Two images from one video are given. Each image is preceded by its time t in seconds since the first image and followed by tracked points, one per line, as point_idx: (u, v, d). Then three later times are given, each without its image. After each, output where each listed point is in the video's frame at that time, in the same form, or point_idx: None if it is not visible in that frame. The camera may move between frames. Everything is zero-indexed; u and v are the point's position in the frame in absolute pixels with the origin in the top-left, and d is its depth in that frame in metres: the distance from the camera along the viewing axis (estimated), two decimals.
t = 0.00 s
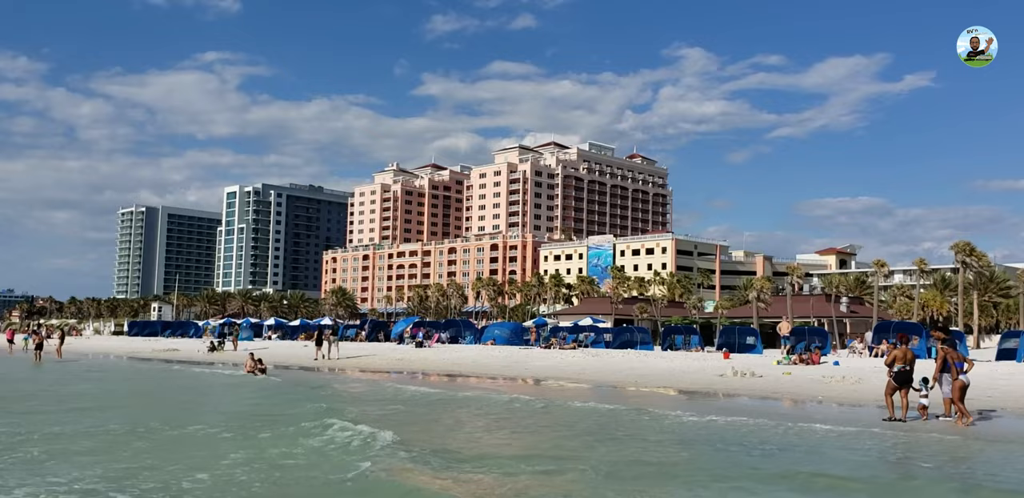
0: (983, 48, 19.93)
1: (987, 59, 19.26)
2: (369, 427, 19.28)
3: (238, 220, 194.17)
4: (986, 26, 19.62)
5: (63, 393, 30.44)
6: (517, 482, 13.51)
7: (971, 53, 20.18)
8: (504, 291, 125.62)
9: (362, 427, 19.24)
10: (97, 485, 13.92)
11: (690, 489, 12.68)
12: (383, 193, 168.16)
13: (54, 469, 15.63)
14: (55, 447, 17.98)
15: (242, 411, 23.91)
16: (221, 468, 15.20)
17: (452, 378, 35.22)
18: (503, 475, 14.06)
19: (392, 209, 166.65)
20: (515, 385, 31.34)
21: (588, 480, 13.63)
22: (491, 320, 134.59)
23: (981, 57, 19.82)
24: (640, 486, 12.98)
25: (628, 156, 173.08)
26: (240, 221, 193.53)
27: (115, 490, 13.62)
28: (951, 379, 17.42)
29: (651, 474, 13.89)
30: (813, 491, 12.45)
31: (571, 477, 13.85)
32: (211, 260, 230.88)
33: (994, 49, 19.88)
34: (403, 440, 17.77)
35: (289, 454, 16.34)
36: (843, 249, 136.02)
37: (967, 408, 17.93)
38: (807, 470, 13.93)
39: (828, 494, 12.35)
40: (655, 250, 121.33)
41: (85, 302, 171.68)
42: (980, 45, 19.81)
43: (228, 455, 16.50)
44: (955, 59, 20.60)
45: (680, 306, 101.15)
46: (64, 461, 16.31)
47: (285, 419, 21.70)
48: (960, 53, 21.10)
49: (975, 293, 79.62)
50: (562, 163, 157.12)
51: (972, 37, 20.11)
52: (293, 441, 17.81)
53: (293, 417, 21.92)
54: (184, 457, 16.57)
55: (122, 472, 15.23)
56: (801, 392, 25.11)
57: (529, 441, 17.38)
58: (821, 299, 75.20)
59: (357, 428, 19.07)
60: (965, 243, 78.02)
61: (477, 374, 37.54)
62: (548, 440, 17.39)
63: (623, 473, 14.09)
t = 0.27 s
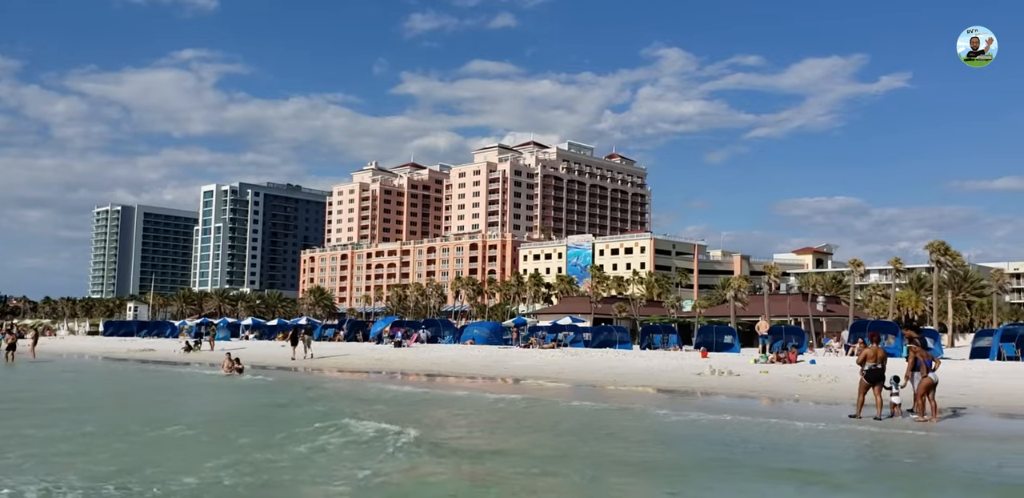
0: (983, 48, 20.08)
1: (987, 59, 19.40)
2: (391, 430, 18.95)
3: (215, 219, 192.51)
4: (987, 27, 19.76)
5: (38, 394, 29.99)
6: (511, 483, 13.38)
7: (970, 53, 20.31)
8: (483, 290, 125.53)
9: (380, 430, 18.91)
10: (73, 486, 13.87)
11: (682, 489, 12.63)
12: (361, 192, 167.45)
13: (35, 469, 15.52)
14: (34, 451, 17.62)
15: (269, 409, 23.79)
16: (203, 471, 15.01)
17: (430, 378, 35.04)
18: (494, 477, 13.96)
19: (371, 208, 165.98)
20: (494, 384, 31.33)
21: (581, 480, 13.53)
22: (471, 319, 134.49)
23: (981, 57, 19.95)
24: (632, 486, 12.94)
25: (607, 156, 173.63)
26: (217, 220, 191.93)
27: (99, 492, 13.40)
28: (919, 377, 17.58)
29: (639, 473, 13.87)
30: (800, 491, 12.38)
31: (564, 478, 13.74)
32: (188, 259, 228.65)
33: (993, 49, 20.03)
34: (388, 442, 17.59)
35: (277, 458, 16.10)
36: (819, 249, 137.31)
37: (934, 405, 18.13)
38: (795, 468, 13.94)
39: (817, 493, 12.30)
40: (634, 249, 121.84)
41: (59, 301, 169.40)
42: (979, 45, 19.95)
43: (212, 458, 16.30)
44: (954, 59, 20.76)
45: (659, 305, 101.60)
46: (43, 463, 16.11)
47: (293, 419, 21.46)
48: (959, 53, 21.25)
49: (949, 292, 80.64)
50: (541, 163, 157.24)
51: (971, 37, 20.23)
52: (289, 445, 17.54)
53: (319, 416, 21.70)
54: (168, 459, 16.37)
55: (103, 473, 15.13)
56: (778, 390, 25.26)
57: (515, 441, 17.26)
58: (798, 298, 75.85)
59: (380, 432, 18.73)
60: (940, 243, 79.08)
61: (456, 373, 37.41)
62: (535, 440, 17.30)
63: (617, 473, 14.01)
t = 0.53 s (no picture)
0: (983, 48, 19.85)
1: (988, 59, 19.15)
2: (416, 430, 18.69)
3: (200, 218, 191.41)
4: (987, 26, 19.51)
5: (22, 395, 29.70)
6: (505, 484, 13.31)
7: (970, 53, 20.07)
8: (470, 290, 125.53)
9: (401, 431, 18.66)
10: (61, 487, 13.87)
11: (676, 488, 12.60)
12: (347, 192, 166.96)
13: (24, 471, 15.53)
14: (21, 455, 17.40)
15: (306, 407, 23.91)
16: (192, 474, 14.91)
17: (417, 378, 34.97)
18: (487, 478, 13.86)
19: (357, 208, 165.52)
20: (481, 385, 31.31)
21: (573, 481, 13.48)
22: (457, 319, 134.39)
23: (981, 58, 19.72)
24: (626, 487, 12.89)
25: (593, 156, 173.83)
26: (202, 220, 190.84)
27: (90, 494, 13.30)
28: (893, 376, 17.64)
29: (633, 473, 13.85)
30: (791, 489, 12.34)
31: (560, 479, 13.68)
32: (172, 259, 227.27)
33: (994, 49, 19.79)
34: (380, 443, 17.45)
35: (270, 461, 15.96)
36: (805, 249, 138.01)
37: (912, 404, 18.20)
38: (790, 467, 13.94)
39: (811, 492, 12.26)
40: (621, 249, 122.09)
41: (42, 302, 167.98)
42: (980, 44, 19.72)
43: (204, 461, 16.17)
44: (953, 59, 20.43)
45: (645, 305, 101.86)
46: (29, 466, 15.99)
47: (305, 419, 21.31)
48: (960, 54, 20.93)
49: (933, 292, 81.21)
50: (528, 163, 157.22)
51: (971, 37, 19.99)
52: (288, 447, 17.35)
53: (347, 416, 21.52)
54: (161, 461, 16.28)
55: (95, 475, 15.14)
56: (764, 390, 25.38)
57: (506, 442, 17.20)
58: (783, 298, 76.20)
59: (408, 432, 18.45)
60: (924, 243, 79.68)
61: (443, 373, 37.36)
62: (526, 441, 17.24)
63: (611, 473, 13.96)
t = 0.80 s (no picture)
0: (983, 48, 20.17)
1: (988, 59, 19.49)
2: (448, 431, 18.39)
3: (185, 218, 190.23)
4: (987, 27, 19.85)
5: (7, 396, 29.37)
6: (511, 484, 13.23)
7: (970, 53, 20.41)
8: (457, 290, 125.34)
9: (432, 432, 18.34)
10: (57, 487, 13.75)
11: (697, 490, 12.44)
12: (333, 191, 166.41)
13: (23, 471, 15.36)
14: (13, 455, 17.23)
15: (339, 407, 23.62)
16: (197, 474, 14.68)
17: (403, 378, 34.90)
18: (486, 477, 13.83)
19: (343, 208, 164.97)
20: (467, 384, 31.26)
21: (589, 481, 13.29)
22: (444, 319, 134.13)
23: (981, 57, 20.03)
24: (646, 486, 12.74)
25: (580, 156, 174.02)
26: (186, 219, 189.62)
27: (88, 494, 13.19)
28: (870, 375, 17.73)
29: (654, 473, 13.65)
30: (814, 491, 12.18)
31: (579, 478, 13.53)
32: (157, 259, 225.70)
33: (993, 49, 20.12)
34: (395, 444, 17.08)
35: (284, 461, 15.66)
36: (790, 249, 138.74)
37: (889, 402, 18.29)
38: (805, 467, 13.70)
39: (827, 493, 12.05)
40: (607, 249, 122.27)
41: (24, 302, 166.36)
42: (979, 45, 20.05)
43: (195, 462, 15.86)
44: (952, 59, 20.81)
45: (631, 305, 102.10)
46: (39, 466, 15.78)
47: (328, 419, 21.06)
48: (959, 54, 21.32)
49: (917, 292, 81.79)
50: (515, 163, 157.22)
51: (971, 37, 20.31)
52: (278, 451, 16.76)
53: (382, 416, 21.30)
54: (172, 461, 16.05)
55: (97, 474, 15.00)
56: (749, 390, 25.46)
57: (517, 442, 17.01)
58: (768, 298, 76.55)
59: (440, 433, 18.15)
60: (908, 243, 80.31)
61: (428, 373, 37.33)
62: (538, 441, 16.97)
63: (629, 473, 13.74)
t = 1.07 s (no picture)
0: (983, 48, 20.65)
1: (988, 58, 19.97)
2: (472, 431, 18.24)
3: (163, 218, 188.67)
4: (987, 27, 20.34)
5: None
6: (505, 483, 13.33)
7: (970, 53, 20.86)
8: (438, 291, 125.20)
9: (458, 432, 18.21)
10: (51, 490, 13.74)
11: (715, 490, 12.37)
12: (313, 191, 165.68)
13: (13, 474, 15.30)
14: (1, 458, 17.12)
15: (364, 407, 23.51)
16: (202, 477, 14.49)
17: (383, 379, 34.88)
18: (479, 476, 13.92)
19: (322, 208, 164.25)
20: (449, 385, 31.29)
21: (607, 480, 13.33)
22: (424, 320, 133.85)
23: (981, 57, 20.50)
24: (665, 486, 12.80)
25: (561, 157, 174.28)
26: (164, 220, 187.99)
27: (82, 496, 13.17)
28: (842, 375, 17.92)
29: (670, 473, 13.64)
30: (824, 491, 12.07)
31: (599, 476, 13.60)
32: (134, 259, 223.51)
33: (993, 49, 20.62)
34: (407, 446, 16.89)
35: (299, 463, 15.49)
36: (769, 249, 139.81)
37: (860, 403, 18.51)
38: (825, 464, 13.75)
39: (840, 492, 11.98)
40: (588, 250, 122.58)
41: None
42: (980, 44, 20.54)
43: (187, 468, 15.53)
44: (954, 59, 21.34)
45: (612, 305, 102.47)
46: (45, 471, 15.60)
47: (343, 420, 20.92)
48: (960, 53, 21.85)
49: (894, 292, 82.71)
50: (496, 163, 157.25)
51: (972, 37, 20.81)
52: (260, 453, 16.71)
53: (409, 417, 21.17)
54: (179, 464, 15.83)
55: (100, 477, 14.83)
56: (728, 389, 25.68)
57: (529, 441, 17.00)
58: (748, 298, 77.06)
59: (464, 433, 18.00)
60: (886, 244, 81.23)
61: (409, 374, 37.36)
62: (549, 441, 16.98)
63: (643, 472, 13.75)
